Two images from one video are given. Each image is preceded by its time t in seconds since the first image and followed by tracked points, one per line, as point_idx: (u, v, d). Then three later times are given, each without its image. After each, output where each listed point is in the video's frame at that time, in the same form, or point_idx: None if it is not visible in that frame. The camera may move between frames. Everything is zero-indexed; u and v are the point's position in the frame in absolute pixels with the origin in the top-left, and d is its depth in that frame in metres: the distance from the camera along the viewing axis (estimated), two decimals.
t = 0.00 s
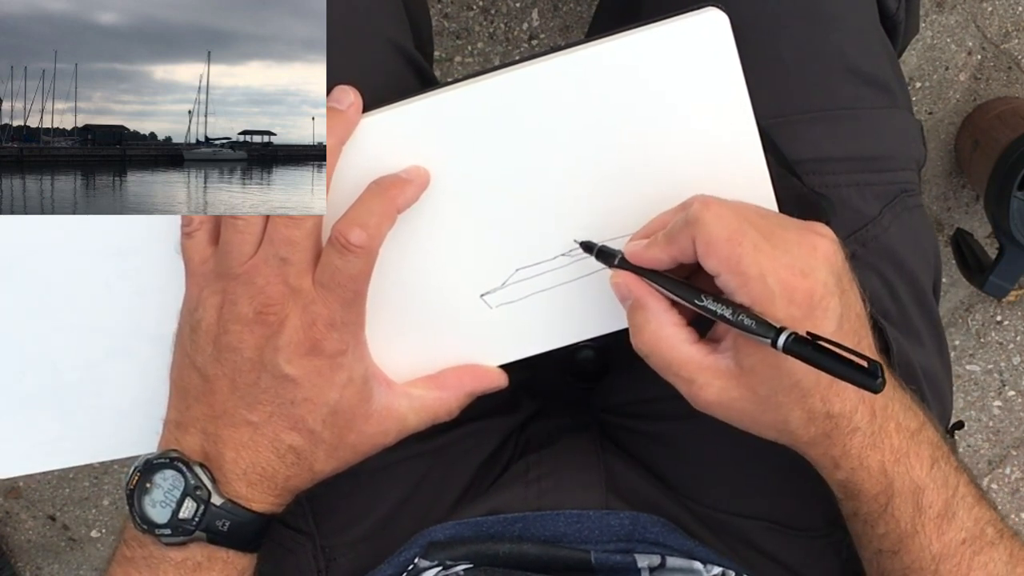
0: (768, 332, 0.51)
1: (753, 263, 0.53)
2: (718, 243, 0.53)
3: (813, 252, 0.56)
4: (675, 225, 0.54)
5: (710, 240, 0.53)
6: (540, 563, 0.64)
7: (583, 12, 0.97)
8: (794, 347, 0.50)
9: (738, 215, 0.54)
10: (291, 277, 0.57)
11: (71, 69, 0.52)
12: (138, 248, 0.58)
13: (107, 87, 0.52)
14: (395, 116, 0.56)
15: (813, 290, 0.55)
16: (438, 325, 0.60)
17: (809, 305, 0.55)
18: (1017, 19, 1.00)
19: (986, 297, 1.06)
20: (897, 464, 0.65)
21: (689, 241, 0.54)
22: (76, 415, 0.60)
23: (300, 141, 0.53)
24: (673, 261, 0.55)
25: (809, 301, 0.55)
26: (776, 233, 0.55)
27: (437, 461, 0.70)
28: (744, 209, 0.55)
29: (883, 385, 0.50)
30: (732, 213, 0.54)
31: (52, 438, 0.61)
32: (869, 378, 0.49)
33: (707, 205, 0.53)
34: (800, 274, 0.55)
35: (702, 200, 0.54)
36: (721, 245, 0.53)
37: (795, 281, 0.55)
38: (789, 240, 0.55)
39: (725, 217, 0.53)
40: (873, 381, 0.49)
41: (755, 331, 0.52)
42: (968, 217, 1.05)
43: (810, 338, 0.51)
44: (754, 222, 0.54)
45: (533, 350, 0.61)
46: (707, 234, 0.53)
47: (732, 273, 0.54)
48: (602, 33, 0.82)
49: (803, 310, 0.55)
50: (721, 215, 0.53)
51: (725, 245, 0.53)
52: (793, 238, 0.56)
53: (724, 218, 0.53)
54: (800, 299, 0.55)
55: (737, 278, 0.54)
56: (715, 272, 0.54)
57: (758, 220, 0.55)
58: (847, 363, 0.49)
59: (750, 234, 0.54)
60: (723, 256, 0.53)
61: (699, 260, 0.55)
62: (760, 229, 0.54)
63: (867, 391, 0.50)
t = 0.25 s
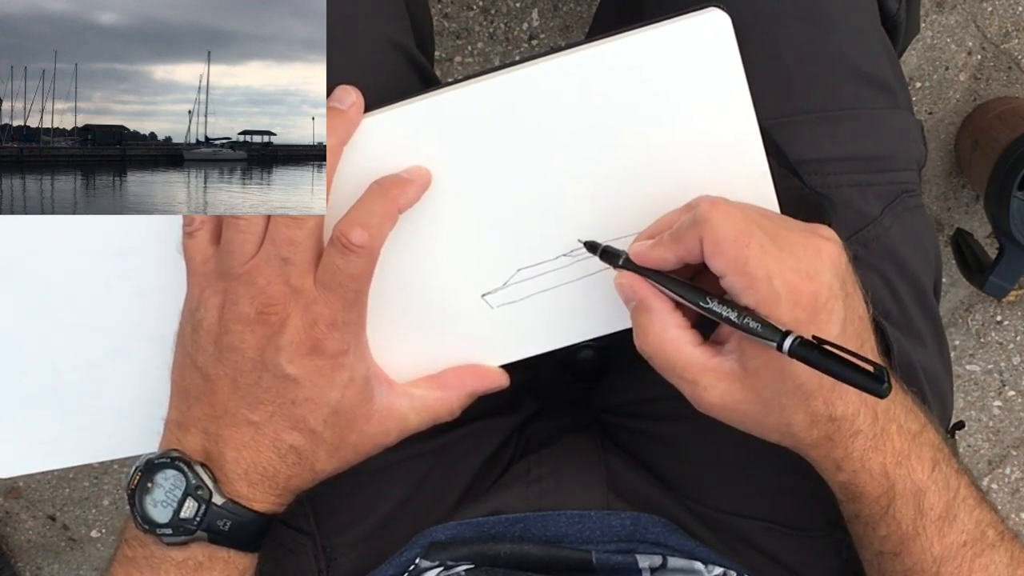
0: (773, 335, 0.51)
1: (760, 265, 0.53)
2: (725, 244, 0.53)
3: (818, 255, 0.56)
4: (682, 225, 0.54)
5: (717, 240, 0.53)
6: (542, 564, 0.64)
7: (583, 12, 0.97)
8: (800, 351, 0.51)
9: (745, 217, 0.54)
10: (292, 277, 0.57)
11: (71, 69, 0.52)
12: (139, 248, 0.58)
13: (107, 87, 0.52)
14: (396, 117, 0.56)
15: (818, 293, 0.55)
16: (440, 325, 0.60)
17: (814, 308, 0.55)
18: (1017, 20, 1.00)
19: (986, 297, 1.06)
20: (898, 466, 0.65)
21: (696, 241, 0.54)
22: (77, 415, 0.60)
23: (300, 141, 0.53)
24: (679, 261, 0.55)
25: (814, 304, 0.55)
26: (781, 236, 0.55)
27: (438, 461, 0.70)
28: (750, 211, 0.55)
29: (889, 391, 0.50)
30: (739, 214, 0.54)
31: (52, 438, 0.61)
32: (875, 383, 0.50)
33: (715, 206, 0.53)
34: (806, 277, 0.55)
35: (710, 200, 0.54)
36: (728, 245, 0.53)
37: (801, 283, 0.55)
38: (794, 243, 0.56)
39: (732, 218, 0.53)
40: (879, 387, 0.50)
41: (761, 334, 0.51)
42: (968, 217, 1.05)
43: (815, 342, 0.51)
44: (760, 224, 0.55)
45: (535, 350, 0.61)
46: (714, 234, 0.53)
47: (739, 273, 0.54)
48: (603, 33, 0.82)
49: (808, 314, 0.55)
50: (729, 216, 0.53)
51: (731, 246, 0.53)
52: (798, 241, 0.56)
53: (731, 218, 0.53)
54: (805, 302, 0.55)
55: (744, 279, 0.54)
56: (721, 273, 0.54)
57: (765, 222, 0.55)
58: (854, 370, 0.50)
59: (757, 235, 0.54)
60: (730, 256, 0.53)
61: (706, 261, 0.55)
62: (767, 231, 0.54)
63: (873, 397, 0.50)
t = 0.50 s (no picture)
0: (756, 424, 0.53)
1: (780, 333, 0.54)
2: (753, 306, 0.53)
3: (834, 327, 0.57)
4: (710, 274, 0.55)
5: (745, 299, 0.53)
6: (542, 564, 0.64)
7: (583, 12, 0.97)
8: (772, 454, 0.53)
9: (775, 279, 0.54)
10: (292, 278, 0.57)
11: (71, 69, 0.52)
12: (139, 248, 0.58)
13: (107, 87, 0.52)
14: (397, 116, 0.56)
15: (826, 368, 0.56)
16: (440, 326, 0.60)
17: (817, 381, 0.56)
18: (1017, 19, 1.00)
19: (986, 297, 1.06)
20: (866, 522, 0.65)
21: (724, 293, 0.54)
22: (78, 415, 0.60)
23: (300, 141, 0.53)
24: (697, 304, 0.56)
25: (819, 377, 0.56)
26: (804, 304, 0.56)
27: (438, 461, 0.70)
28: (778, 273, 0.55)
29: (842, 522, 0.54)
30: (771, 277, 0.54)
31: (53, 438, 0.61)
32: (831, 512, 0.53)
33: (750, 263, 0.54)
34: (820, 352, 0.56)
35: (747, 257, 0.54)
36: (755, 306, 0.53)
37: (814, 356, 0.56)
38: (814, 313, 0.56)
39: (765, 280, 0.53)
40: (834, 517, 0.53)
41: (745, 418, 0.53)
42: (968, 217, 1.05)
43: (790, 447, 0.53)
44: (785, 289, 0.55)
45: (534, 350, 0.61)
46: (743, 291, 0.53)
47: (756, 337, 0.54)
48: (602, 33, 0.82)
49: (810, 385, 0.56)
50: (761, 278, 0.53)
51: (758, 309, 0.53)
52: (819, 312, 0.57)
53: (763, 279, 0.54)
54: (811, 375, 0.56)
55: (759, 341, 0.54)
56: (739, 331, 0.54)
57: (790, 289, 0.56)
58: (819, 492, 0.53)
59: (784, 302, 0.54)
60: (754, 318, 0.53)
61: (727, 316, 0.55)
62: (790, 297, 0.55)
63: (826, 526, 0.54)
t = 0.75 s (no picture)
0: (698, 442, 0.54)
1: (703, 347, 0.55)
2: (675, 322, 0.54)
3: (764, 342, 0.58)
4: (637, 295, 0.56)
5: (669, 316, 0.54)
6: (541, 562, 0.63)
7: (583, 12, 0.97)
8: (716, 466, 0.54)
9: (700, 293, 0.56)
10: (293, 277, 0.57)
11: (71, 69, 0.52)
12: (140, 247, 0.58)
13: (107, 87, 0.52)
14: (399, 116, 0.55)
15: (755, 381, 0.57)
16: (441, 325, 0.60)
17: (749, 396, 0.57)
18: (1017, 20, 1.00)
19: (986, 297, 1.06)
20: (818, 531, 0.65)
21: (648, 313, 0.55)
22: (79, 414, 0.60)
23: (300, 141, 0.53)
24: (632, 329, 0.57)
25: (749, 392, 0.57)
26: (732, 319, 0.57)
27: (439, 461, 0.70)
28: (705, 289, 0.56)
29: (790, 530, 0.54)
30: (693, 293, 0.55)
31: (54, 437, 0.61)
32: (778, 520, 0.53)
33: (671, 281, 0.55)
34: (748, 366, 0.57)
35: (668, 274, 0.55)
36: (676, 324, 0.54)
37: (742, 371, 0.57)
38: (743, 326, 0.57)
39: (685, 295, 0.55)
40: (781, 525, 0.53)
41: (689, 436, 0.54)
42: (968, 217, 1.05)
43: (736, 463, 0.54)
44: (712, 304, 0.56)
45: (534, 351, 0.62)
46: (666, 309, 0.54)
47: (682, 353, 0.55)
48: (602, 33, 0.82)
49: (740, 401, 0.57)
50: (683, 293, 0.55)
51: (679, 326, 0.54)
52: (747, 324, 0.57)
53: (686, 295, 0.55)
54: (739, 390, 0.57)
55: (685, 357, 0.55)
56: (665, 348, 0.56)
57: (716, 302, 0.56)
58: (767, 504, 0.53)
59: (708, 316, 0.55)
60: (678, 335, 0.55)
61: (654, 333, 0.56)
62: (717, 312, 0.56)
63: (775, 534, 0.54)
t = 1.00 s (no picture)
0: (700, 424, 0.54)
1: (704, 334, 0.55)
2: (674, 310, 0.54)
3: (765, 329, 0.58)
4: (639, 283, 0.56)
5: (668, 303, 0.54)
6: (538, 560, 0.63)
7: (583, 12, 0.97)
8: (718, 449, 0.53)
9: (699, 282, 0.56)
10: (293, 278, 0.57)
11: (71, 69, 0.52)
12: (140, 247, 0.58)
13: (107, 87, 0.52)
14: (398, 116, 0.55)
15: (756, 367, 0.58)
16: (440, 326, 0.60)
17: (750, 382, 0.58)
18: (1017, 19, 1.00)
19: (986, 297, 1.06)
20: (815, 523, 0.65)
21: (649, 300, 0.55)
22: (79, 414, 0.61)
23: (300, 141, 0.53)
24: (634, 318, 0.57)
25: (750, 377, 0.58)
26: (733, 306, 0.57)
27: (439, 461, 0.70)
28: (706, 276, 0.57)
29: (790, 512, 0.54)
30: (693, 281, 0.55)
31: (54, 437, 0.61)
32: (779, 502, 0.53)
33: (672, 269, 0.55)
34: (749, 351, 0.57)
35: (668, 262, 0.55)
36: (676, 311, 0.54)
37: (741, 357, 0.57)
38: (743, 314, 0.57)
39: (686, 284, 0.55)
40: (781, 506, 0.53)
41: (690, 419, 0.54)
42: (968, 217, 1.05)
43: (735, 443, 0.54)
44: (712, 291, 0.56)
45: (533, 349, 0.62)
46: (667, 296, 0.54)
47: (682, 340, 0.55)
48: (602, 33, 0.82)
49: (742, 387, 0.58)
50: (682, 281, 0.55)
51: (679, 313, 0.54)
52: (748, 312, 0.58)
53: (684, 284, 0.55)
54: (740, 375, 0.57)
55: (685, 344, 0.56)
56: (667, 335, 0.56)
57: (717, 288, 0.57)
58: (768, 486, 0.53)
59: (708, 303, 0.56)
60: (678, 322, 0.55)
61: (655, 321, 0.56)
62: (716, 299, 0.56)
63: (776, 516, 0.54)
